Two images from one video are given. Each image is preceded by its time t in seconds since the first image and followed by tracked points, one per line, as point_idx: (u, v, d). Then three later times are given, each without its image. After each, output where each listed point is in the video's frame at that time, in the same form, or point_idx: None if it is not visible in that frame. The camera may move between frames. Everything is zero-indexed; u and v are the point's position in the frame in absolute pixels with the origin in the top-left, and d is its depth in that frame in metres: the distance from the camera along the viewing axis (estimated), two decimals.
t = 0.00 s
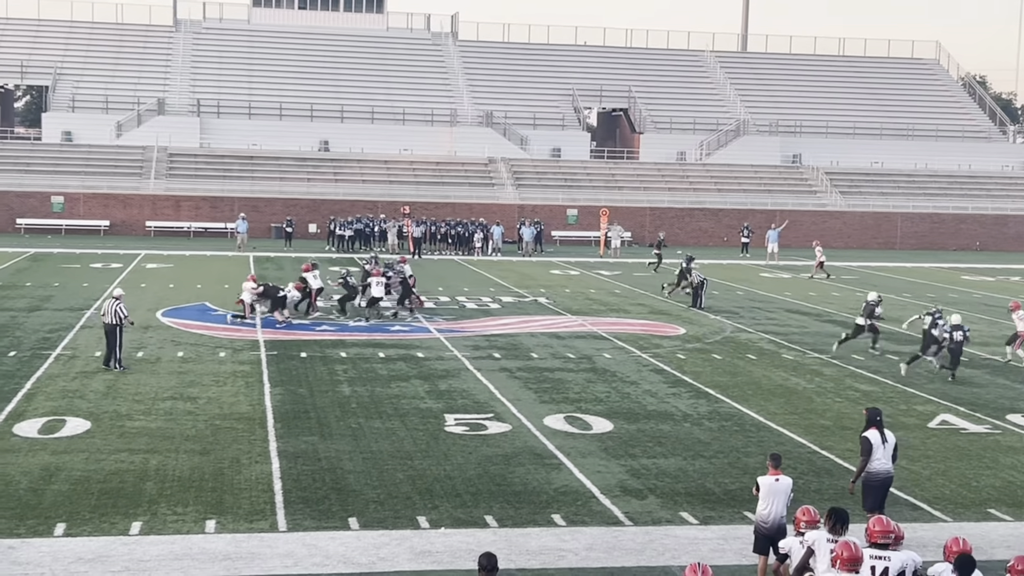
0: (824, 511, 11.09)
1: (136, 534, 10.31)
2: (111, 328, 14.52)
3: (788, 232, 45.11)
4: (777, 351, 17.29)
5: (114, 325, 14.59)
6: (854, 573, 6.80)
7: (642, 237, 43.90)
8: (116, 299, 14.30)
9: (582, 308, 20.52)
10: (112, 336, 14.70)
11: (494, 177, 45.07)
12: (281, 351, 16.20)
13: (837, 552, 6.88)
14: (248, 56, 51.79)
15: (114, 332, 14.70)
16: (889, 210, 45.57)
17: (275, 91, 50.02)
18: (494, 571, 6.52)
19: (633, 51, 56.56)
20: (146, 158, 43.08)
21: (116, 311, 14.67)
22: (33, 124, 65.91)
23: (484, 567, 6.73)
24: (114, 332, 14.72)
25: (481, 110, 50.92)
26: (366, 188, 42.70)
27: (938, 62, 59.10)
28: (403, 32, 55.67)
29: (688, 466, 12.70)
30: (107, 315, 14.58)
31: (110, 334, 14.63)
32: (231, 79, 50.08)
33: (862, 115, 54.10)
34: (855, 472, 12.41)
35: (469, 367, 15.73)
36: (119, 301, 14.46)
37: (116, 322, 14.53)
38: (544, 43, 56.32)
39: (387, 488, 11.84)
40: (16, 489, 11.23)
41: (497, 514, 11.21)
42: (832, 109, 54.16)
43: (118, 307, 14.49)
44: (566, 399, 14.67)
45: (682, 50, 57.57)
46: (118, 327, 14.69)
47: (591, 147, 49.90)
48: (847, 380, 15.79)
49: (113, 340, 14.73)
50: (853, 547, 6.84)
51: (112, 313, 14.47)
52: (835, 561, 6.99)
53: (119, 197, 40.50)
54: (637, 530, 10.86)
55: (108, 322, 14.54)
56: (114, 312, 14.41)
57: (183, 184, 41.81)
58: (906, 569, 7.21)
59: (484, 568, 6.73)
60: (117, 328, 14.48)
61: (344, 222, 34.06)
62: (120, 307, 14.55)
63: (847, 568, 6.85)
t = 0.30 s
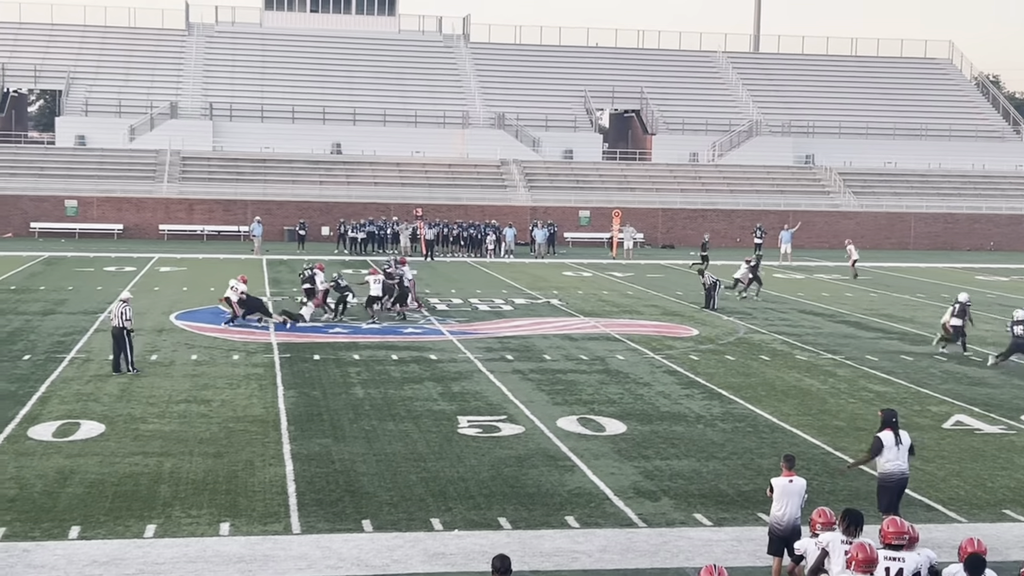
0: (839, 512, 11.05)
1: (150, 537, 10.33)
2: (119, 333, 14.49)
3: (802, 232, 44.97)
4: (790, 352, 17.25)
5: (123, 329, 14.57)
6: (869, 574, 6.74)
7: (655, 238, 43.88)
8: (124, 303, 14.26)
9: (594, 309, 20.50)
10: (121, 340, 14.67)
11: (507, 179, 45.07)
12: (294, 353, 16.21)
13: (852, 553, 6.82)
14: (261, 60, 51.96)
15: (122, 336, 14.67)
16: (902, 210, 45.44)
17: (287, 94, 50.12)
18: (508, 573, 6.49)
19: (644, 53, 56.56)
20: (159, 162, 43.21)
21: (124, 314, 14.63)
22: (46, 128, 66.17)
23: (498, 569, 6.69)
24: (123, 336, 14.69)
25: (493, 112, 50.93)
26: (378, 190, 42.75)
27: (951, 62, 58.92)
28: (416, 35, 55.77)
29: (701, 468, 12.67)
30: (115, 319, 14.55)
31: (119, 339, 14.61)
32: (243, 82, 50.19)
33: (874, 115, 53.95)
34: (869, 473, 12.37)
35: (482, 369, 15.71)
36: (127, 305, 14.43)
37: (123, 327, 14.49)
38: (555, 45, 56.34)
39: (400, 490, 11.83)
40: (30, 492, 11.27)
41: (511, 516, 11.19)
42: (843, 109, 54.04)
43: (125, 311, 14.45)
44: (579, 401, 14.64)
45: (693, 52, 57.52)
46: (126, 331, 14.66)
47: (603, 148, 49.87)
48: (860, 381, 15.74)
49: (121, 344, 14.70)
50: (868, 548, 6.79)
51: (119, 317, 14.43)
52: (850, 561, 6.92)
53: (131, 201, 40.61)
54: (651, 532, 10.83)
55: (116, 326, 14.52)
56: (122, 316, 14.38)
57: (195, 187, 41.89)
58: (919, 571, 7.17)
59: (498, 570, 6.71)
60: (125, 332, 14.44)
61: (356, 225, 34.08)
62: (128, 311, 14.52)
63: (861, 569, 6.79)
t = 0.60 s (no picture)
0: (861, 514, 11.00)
1: (173, 541, 10.37)
2: (139, 337, 14.51)
3: (823, 234, 44.80)
4: (812, 354, 17.18)
5: (142, 334, 14.58)
6: None
7: (675, 240, 43.83)
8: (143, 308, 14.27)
9: (615, 312, 20.47)
10: (140, 345, 14.69)
11: (526, 182, 45.10)
12: (314, 357, 16.24)
13: (875, 556, 6.75)
14: (281, 66, 52.19)
15: (141, 340, 14.68)
16: (923, 210, 45.25)
17: (307, 99, 50.31)
18: None
19: (662, 55, 56.52)
20: (180, 167, 43.43)
21: (143, 319, 14.64)
22: (67, 135, 66.65)
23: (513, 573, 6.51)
24: (142, 341, 14.70)
25: (512, 115, 50.97)
26: (398, 195, 42.86)
27: (971, 62, 58.65)
28: (435, 40, 55.93)
29: (722, 470, 12.64)
30: (134, 324, 14.58)
31: (139, 344, 14.63)
32: (263, 88, 50.41)
33: (893, 115, 53.74)
34: (890, 475, 12.31)
35: (503, 372, 15.69)
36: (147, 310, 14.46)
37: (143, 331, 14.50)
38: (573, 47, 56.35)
39: (421, 493, 11.85)
40: (54, 497, 11.33)
41: (532, 519, 11.18)
42: (862, 110, 53.86)
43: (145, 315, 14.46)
44: (599, 404, 14.63)
45: (712, 53, 57.44)
46: (145, 335, 14.67)
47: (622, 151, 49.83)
48: (882, 382, 15.67)
49: (141, 348, 14.72)
50: (891, 552, 6.68)
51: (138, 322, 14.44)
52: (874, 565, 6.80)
53: (153, 206, 40.83)
54: (672, 535, 10.81)
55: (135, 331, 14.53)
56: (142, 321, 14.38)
57: (216, 192, 42.04)
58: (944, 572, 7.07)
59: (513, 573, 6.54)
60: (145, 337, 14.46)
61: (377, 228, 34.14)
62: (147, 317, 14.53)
63: (885, 573, 6.67)
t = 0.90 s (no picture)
0: (898, 519, 10.91)
1: (210, 546, 10.42)
2: (173, 345, 14.55)
3: (857, 236, 44.56)
4: (846, 357, 17.07)
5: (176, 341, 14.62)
6: None
7: (706, 244, 43.81)
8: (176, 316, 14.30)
9: (647, 316, 20.44)
10: (174, 352, 14.72)
11: (557, 187, 45.10)
12: (348, 363, 16.29)
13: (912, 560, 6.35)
14: (313, 73, 52.52)
15: (175, 347, 14.71)
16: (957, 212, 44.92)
17: (340, 105, 50.55)
18: None
19: (693, 57, 56.44)
20: (214, 175, 43.76)
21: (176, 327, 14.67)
22: (102, 142, 67.37)
23: None
24: (176, 348, 14.74)
25: (543, 120, 51.03)
26: (430, 201, 42.99)
27: (1005, 62, 58.13)
28: (466, 45, 56.19)
29: (758, 474, 12.58)
30: (168, 331, 14.62)
31: (174, 351, 14.67)
32: (295, 95, 50.72)
33: (925, 116, 53.37)
34: (927, 479, 12.21)
35: (536, 377, 15.69)
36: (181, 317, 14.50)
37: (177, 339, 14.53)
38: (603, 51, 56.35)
39: (455, 498, 11.85)
40: (92, 504, 11.41)
41: (566, 524, 11.17)
42: (894, 110, 53.53)
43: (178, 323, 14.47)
44: (632, 408, 14.59)
45: (743, 54, 57.28)
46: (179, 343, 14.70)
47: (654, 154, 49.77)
48: (918, 385, 15.55)
49: (175, 355, 14.76)
50: (930, 555, 6.26)
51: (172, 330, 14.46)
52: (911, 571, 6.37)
53: (186, 213, 41.05)
54: (708, 539, 10.76)
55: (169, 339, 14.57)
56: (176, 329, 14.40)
57: (250, 200, 42.27)
58: None
59: None
60: (179, 344, 14.50)
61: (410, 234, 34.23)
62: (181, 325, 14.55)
63: None
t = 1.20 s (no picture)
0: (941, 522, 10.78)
1: (251, 551, 10.45)
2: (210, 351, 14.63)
3: (896, 238, 44.20)
4: (886, 361, 16.94)
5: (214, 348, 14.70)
6: None
7: (744, 247, 43.61)
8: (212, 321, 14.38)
9: (684, 320, 20.36)
10: (212, 358, 14.82)
11: (593, 191, 45.03)
12: (386, 368, 16.32)
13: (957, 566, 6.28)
14: (350, 80, 52.85)
15: (214, 354, 14.80)
16: (998, 214, 44.48)
17: (377, 112, 50.76)
18: None
19: (727, 61, 56.34)
20: (252, 182, 44.08)
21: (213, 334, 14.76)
22: (141, 151, 68.04)
23: None
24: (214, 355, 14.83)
25: (578, 124, 51.06)
26: (466, 207, 43.05)
27: None
28: (502, 50, 56.51)
29: (798, 478, 12.49)
30: (205, 338, 14.71)
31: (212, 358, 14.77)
32: (332, 103, 51.03)
33: (963, 116, 52.94)
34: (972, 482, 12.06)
35: (573, 381, 15.65)
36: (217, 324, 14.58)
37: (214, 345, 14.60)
38: (639, 55, 56.55)
39: (493, 503, 11.84)
40: (133, 509, 11.47)
41: (605, 529, 11.13)
42: (931, 112, 53.12)
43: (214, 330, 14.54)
44: (670, 412, 14.53)
45: (780, 57, 57.12)
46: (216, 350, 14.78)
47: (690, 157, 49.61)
48: (959, 389, 15.38)
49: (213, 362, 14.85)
50: (975, 560, 6.19)
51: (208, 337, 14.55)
52: None
53: (225, 220, 41.36)
54: (748, 544, 10.69)
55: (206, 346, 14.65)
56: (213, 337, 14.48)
57: (288, 207, 42.48)
58: None
59: None
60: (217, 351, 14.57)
61: (447, 239, 34.28)
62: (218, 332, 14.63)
63: None
